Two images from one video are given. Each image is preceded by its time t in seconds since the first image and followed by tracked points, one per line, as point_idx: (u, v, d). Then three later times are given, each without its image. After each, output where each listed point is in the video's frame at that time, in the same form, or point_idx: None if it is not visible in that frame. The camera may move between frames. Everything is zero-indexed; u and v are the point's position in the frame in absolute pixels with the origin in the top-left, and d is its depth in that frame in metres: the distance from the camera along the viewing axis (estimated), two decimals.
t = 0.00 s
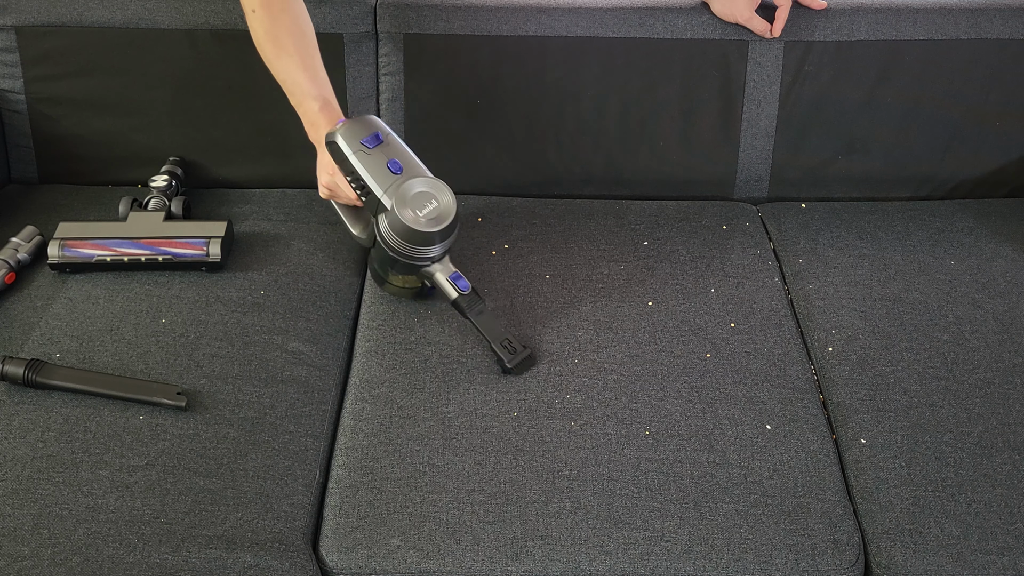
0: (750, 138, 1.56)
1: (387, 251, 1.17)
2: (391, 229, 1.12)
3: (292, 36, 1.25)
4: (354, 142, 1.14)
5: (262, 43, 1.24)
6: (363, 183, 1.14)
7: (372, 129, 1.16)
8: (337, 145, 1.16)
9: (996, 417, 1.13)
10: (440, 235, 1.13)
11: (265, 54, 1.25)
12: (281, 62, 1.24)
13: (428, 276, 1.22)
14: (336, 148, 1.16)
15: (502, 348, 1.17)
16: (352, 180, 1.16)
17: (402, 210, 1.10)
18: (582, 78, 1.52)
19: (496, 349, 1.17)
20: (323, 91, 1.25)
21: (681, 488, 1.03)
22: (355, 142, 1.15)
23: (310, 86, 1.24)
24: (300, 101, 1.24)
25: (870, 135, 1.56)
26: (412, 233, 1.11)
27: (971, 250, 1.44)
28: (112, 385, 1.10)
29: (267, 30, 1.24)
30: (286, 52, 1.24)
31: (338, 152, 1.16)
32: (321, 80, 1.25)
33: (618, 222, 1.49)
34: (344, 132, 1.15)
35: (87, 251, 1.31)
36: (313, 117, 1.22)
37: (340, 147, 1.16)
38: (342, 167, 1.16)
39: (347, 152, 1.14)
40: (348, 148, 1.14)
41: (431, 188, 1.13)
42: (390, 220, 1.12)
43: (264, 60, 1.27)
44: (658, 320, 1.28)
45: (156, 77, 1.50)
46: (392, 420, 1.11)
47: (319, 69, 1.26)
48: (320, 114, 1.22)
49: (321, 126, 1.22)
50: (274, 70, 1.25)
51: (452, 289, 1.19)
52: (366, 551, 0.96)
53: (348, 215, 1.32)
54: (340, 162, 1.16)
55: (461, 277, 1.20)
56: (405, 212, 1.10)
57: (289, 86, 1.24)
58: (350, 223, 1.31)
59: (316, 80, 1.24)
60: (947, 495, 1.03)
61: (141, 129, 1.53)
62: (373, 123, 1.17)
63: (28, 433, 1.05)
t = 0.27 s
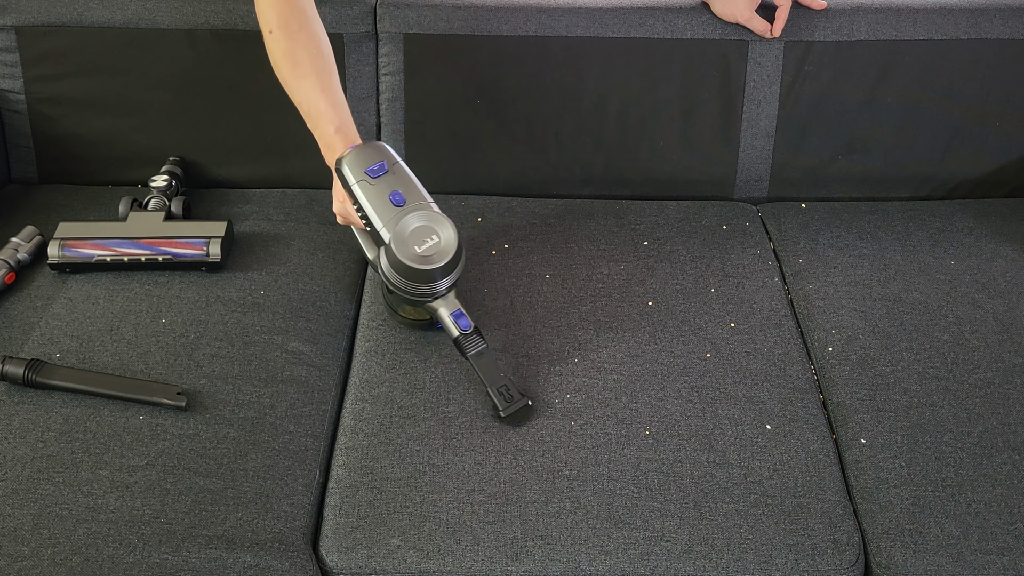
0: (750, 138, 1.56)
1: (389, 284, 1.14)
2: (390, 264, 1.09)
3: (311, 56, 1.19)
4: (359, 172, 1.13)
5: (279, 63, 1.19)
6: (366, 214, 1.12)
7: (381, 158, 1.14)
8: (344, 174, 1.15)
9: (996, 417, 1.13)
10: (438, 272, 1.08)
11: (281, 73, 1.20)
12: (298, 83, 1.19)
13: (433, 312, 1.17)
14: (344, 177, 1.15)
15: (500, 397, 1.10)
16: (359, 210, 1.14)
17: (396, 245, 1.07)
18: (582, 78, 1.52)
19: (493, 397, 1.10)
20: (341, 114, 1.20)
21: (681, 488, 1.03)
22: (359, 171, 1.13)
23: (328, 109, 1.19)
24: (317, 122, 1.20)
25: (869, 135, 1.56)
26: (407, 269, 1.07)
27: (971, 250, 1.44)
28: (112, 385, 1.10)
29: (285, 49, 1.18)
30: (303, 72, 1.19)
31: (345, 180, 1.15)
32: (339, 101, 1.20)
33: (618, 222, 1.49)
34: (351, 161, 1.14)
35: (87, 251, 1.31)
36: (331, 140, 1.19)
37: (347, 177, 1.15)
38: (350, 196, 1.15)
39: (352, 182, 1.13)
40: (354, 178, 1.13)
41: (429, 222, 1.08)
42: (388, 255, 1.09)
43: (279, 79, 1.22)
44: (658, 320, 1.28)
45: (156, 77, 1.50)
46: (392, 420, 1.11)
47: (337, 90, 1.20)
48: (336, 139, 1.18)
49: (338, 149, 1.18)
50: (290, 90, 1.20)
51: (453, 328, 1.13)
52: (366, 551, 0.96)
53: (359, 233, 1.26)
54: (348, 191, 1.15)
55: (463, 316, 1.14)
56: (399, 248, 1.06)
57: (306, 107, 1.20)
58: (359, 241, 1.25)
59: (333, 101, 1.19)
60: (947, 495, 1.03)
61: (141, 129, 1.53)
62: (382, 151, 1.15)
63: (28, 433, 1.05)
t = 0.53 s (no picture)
0: (750, 138, 1.56)
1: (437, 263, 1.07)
2: (446, 241, 1.02)
3: (296, 49, 1.16)
4: (391, 154, 1.01)
5: (265, 56, 1.15)
6: (404, 196, 1.02)
7: (406, 138, 1.03)
8: (368, 157, 1.02)
9: (996, 417, 1.13)
10: (495, 241, 1.04)
11: (266, 67, 1.16)
12: (285, 76, 1.15)
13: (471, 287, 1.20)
14: (368, 161, 1.02)
15: (556, 348, 1.17)
16: (390, 194, 1.03)
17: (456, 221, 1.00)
18: (582, 78, 1.52)
19: (551, 351, 1.17)
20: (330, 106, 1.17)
21: (681, 488, 1.03)
22: (390, 152, 1.01)
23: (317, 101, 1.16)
24: (304, 117, 1.16)
25: (869, 135, 1.56)
26: (470, 242, 1.02)
27: (971, 250, 1.44)
28: (112, 385, 1.10)
29: (269, 41, 1.15)
30: (289, 65, 1.15)
31: (370, 163, 1.02)
32: (326, 93, 1.17)
33: (618, 222, 1.49)
34: (377, 143, 1.02)
35: (87, 251, 1.31)
36: (322, 133, 1.14)
37: (373, 160, 1.02)
38: (376, 181, 1.03)
39: (384, 165, 1.01)
40: (384, 160, 1.01)
41: (480, 194, 1.02)
42: (444, 233, 1.01)
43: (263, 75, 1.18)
44: (658, 320, 1.28)
45: (156, 77, 1.50)
46: (392, 420, 1.11)
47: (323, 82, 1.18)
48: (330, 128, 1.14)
49: (331, 142, 1.14)
50: (275, 84, 1.16)
51: (501, 294, 1.18)
52: (366, 551, 0.96)
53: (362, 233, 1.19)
54: (373, 176, 1.03)
55: (506, 279, 1.19)
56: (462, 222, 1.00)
57: (292, 101, 1.16)
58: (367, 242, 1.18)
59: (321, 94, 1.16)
60: (947, 495, 1.03)
61: (141, 129, 1.53)
62: (403, 132, 1.04)
63: (28, 433, 1.05)
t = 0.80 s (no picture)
0: (750, 138, 1.56)
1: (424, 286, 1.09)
2: (431, 266, 1.04)
3: (311, 58, 1.18)
4: (390, 172, 1.06)
5: (281, 68, 1.17)
6: (399, 217, 1.06)
7: (409, 158, 1.08)
8: (371, 174, 1.07)
9: (996, 417, 1.13)
10: (481, 271, 1.05)
11: (281, 77, 1.18)
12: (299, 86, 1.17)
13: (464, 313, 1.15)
14: (371, 177, 1.08)
15: (540, 391, 1.11)
16: (386, 211, 1.08)
17: (442, 247, 1.02)
18: (582, 78, 1.52)
19: (535, 393, 1.11)
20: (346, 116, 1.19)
21: (681, 488, 1.03)
22: (390, 171, 1.06)
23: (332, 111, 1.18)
24: (320, 126, 1.18)
25: (869, 135, 1.56)
26: (454, 270, 1.03)
27: (971, 250, 1.44)
28: (112, 385, 1.10)
29: (285, 53, 1.16)
30: (305, 76, 1.17)
31: (371, 180, 1.08)
32: (341, 103, 1.19)
33: (618, 222, 1.49)
34: (380, 160, 1.07)
35: (87, 251, 1.31)
36: (337, 143, 1.17)
37: (375, 177, 1.07)
38: (376, 197, 1.08)
39: (384, 182, 1.06)
40: (383, 178, 1.06)
41: (472, 222, 1.04)
42: (429, 258, 1.03)
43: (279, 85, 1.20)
44: (658, 320, 1.28)
45: (156, 77, 1.50)
46: (392, 420, 1.11)
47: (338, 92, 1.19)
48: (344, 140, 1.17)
49: (346, 152, 1.17)
50: (291, 94, 1.18)
51: (489, 326, 1.12)
52: (365, 551, 0.96)
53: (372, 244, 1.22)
54: (375, 193, 1.08)
55: (498, 313, 1.13)
56: (446, 250, 1.02)
57: (308, 110, 1.18)
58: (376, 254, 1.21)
59: (337, 103, 1.18)
60: (947, 495, 1.03)
61: (141, 129, 1.53)
62: (408, 150, 1.08)
63: (28, 433, 1.05)
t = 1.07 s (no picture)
0: (750, 138, 1.56)
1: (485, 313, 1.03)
2: (491, 292, 0.98)
3: (356, 79, 1.14)
4: (444, 196, 1.00)
5: (326, 89, 1.13)
6: (455, 240, 1.00)
7: (461, 180, 1.02)
8: (425, 199, 1.02)
9: (996, 417, 1.13)
10: (544, 296, 0.98)
11: (326, 99, 1.14)
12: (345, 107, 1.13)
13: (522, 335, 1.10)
14: (423, 203, 1.02)
15: (608, 412, 1.07)
16: (443, 237, 1.02)
17: (501, 271, 0.96)
18: (582, 78, 1.52)
19: (603, 414, 1.07)
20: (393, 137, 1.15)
21: (681, 488, 1.03)
22: (443, 194, 1.00)
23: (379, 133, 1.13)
24: (366, 148, 1.14)
25: (869, 135, 1.56)
26: (516, 296, 0.97)
27: (971, 250, 1.44)
28: (112, 385, 1.10)
29: (330, 74, 1.12)
30: (351, 97, 1.13)
31: (424, 204, 1.02)
32: (387, 124, 1.15)
33: (618, 222, 1.49)
34: (432, 185, 1.01)
35: (87, 251, 1.31)
36: (385, 165, 1.13)
37: (427, 202, 1.01)
38: (430, 222, 1.03)
39: (437, 207, 1.00)
40: (437, 202, 1.00)
41: (531, 243, 0.98)
42: (489, 284, 0.97)
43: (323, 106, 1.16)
44: (658, 320, 1.28)
45: (156, 77, 1.50)
46: (392, 420, 1.11)
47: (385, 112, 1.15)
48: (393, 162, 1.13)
49: (394, 175, 1.13)
50: (336, 115, 1.14)
51: (551, 349, 1.07)
52: (365, 551, 0.96)
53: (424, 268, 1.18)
54: (428, 219, 1.03)
55: (560, 335, 1.08)
56: (507, 275, 0.96)
57: (355, 133, 1.14)
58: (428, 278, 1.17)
59: (384, 125, 1.14)
60: (948, 495, 1.03)
61: (141, 129, 1.53)
62: (461, 173, 1.03)
63: (28, 433, 1.05)
